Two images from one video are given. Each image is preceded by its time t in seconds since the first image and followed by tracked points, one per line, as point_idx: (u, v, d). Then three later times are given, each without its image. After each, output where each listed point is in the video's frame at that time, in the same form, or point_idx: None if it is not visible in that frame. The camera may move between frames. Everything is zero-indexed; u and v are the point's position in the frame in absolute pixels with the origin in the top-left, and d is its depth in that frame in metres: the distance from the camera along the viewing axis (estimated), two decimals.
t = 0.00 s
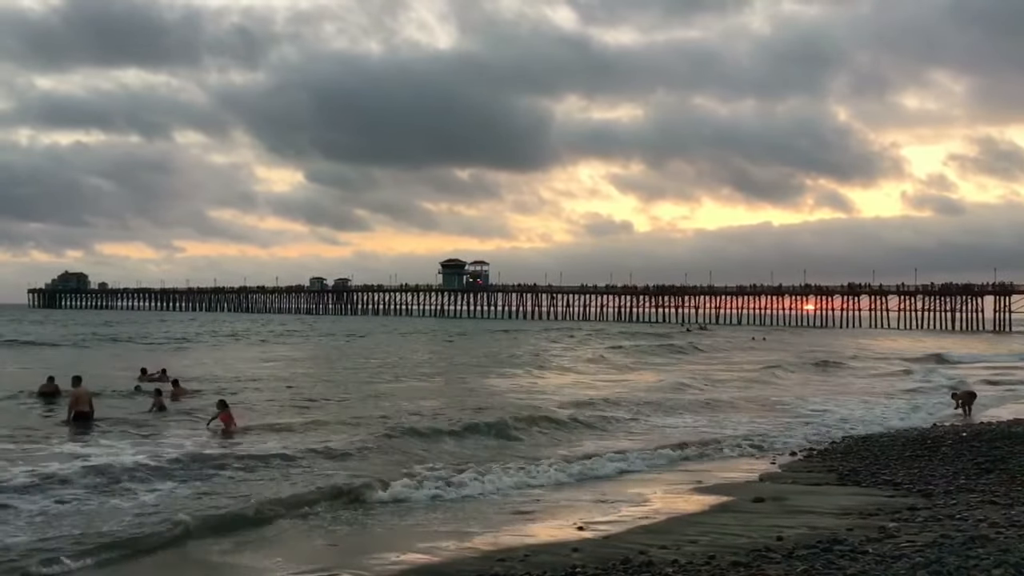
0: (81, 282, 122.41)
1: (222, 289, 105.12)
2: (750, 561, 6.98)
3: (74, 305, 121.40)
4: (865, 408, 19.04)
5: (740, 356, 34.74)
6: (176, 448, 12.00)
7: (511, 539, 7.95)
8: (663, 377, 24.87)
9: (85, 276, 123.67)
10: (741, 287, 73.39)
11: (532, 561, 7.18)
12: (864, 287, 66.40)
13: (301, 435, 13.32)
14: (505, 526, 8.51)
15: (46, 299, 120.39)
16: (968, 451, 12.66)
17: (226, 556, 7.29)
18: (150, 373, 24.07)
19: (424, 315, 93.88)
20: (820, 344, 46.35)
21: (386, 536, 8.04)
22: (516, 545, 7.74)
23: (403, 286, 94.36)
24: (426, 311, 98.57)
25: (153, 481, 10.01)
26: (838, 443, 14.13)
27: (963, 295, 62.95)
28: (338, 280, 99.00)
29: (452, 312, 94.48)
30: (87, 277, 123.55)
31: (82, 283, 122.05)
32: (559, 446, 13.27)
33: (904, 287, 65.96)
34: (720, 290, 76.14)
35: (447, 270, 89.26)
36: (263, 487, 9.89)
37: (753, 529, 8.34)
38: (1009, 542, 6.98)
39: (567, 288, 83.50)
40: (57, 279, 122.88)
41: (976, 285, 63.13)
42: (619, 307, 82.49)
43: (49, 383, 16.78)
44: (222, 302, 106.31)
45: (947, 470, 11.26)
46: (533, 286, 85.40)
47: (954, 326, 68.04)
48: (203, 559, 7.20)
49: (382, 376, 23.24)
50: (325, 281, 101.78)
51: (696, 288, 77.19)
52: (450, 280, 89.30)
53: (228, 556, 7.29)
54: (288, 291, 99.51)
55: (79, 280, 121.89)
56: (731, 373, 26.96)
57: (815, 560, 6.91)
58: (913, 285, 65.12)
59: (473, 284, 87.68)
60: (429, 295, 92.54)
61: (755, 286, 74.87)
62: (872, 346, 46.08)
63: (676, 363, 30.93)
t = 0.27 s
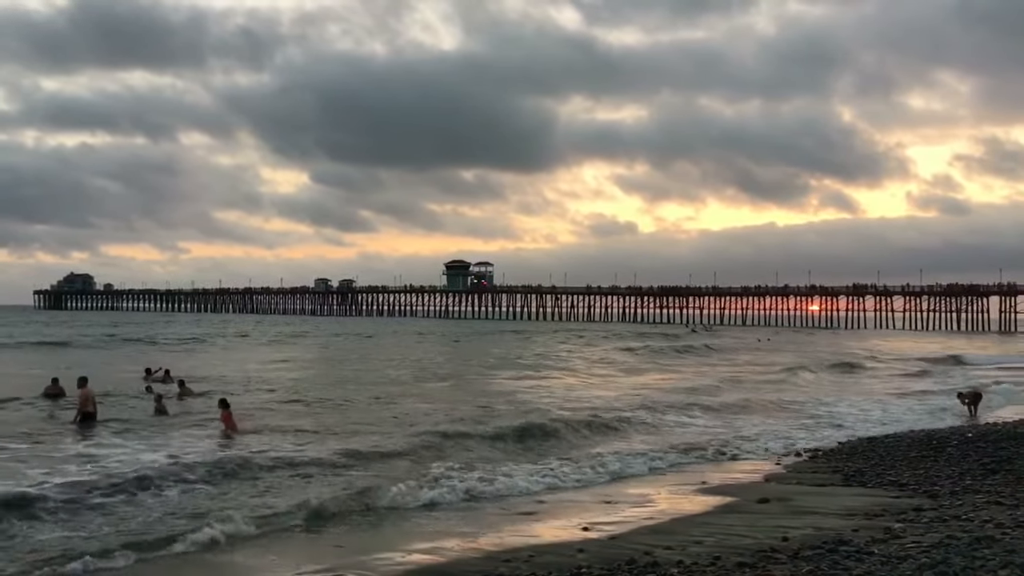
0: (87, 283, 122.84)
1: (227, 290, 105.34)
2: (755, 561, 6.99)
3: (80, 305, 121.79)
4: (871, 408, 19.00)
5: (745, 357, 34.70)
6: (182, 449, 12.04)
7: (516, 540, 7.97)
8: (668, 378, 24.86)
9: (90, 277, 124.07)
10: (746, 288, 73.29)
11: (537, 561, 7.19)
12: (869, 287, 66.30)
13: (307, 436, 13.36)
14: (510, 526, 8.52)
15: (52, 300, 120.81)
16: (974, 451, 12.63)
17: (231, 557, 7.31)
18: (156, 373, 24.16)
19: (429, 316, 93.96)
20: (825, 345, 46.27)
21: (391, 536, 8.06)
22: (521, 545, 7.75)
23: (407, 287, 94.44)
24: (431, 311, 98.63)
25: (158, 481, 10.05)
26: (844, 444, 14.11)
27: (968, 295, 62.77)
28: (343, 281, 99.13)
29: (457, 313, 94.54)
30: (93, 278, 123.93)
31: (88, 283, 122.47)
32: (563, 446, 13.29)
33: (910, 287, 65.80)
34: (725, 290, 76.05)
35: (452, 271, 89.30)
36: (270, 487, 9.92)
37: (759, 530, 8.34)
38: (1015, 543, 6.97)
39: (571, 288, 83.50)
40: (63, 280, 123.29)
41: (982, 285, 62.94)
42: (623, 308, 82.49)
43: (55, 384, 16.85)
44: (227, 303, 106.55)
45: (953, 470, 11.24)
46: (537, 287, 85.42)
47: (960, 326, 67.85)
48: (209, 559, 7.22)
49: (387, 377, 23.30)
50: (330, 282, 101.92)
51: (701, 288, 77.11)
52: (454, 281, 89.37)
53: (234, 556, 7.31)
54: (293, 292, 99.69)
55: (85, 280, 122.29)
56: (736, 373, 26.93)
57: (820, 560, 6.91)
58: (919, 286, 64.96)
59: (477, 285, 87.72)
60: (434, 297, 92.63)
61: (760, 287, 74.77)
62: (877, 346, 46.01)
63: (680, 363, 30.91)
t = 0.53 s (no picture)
0: (93, 284, 123.21)
1: (232, 291, 105.55)
2: (761, 562, 6.98)
3: (86, 307, 122.27)
4: (879, 409, 18.94)
5: (751, 358, 34.62)
6: (186, 451, 12.07)
7: (522, 540, 7.97)
8: (674, 378, 24.83)
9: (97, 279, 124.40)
10: (752, 288, 73.14)
11: (542, 562, 7.19)
12: (875, 287, 66.13)
13: (312, 437, 13.38)
14: (516, 527, 8.51)
15: (58, 302, 121.29)
16: (981, 451, 12.60)
17: (237, 557, 7.33)
18: (161, 375, 24.20)
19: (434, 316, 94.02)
20: (831, 345, 46.19)
21: (396, 536, 8.07)
22: (527, 546, 7.75)
23: (412, 288, 94.51)
24: (436, 312, 98.68)
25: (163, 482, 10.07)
26: (850, 444, 14.08)
27: (975, 295, 62.54)
28: (348, 282, 99.29)
29: (462, 314, 94.58)
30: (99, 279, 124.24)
31: (94, 284, 122.86)
32: (568, 447, 13.28)
33: (916, 287, 65.59)
34: (730, 290, 75.92)
35: (457, 272, 89.33)
36: (276, 487, 9.94)
37: (765, 530, 8.34)
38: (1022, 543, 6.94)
39: (577, 289, 83.48)
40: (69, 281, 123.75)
41: (989, 285, 62.70)
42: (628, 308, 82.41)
43: (61, 385, 16.91)
44: (233, 305, 106.75)
45: (960, 471, 11.21)
46: (542, 288, 85.40)
47: (966, 326, 67.62)
48: (213, 560, 7.23)
49: (392, 378, 23.32)
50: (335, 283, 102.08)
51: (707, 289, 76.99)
52: (459, 282, 89.39)
53: (239, 557, 7.33)
54: (298, 293, 99.83)
55: (91, 282, 122.70)
56: (742, 374, 26.88)
57: (827, 561, 6.90)
58: (925, 286, 64.76)
59: (482, 286, 87.73)
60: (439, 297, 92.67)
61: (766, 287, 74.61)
62: (884, 346, 45.90)
63: (686, 363, 30.88)
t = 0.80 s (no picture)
0: (99, 285, 123.56)
1: (237, 291, 105.74)
2: (766, 561, 6.98)
3: (92, 307, 122.65)
4: (883, 408, 18.91)
5: (756, 357, 34.57)
6: (191, 451, 12.09)
7: (526, 539, 7.98)
8: (678, 378, 24.83)
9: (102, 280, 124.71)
10: (756, 287, 73.04)
11: (547, 561, 7.19)
12: (881, 286, 65.98)
13: (317, 437, 13.42)
14: (521, 526, 8.52)
15: (64, 302, 121.69)
16: (986, 451, 12.58)
17: (243, 557, 7.35)
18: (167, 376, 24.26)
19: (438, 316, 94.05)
20: (836, 344, 46.09)
21: (401, 536, 8.08)
22: (531, 545, 7.76)
23: (417, 288, 94.57)
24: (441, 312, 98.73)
25: (167, 483, 10.08)
26: (855, 443, 14.05)
27: (980, 293, 62.36)
28: (353, 282, 99.39)
29: (467, 314, 94.62)
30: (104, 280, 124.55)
31: (100, 285, 123.19)
32: (573, 445, 13.26)
33: (921, 286, 65.42)
34: (735, 289, 75.81)
35: (461, 271, 89.37)
36: (281, 486, 9.96)
37: (770, 530, 8.33)
38: None
39: (581, 288, 83.45)
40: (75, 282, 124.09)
41: (994, 283, 62.52)
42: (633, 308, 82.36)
43: (66, 386, 16.97)
44: (238, 305, 106.94)
45: (965, 470, 11.19)
46: (547, 287, 85.38)
47: (971, 325, 67.41)
48: (219, 560, 7.25)
49: (397, 378, 23.34)
50: (340, 283, 102.18)
51: (711, 288, 76.90)
52: (463, 282, 89.40)
53: (244, 557, 7.36)
54: (303, 293, 99.96)
55: (96, 282, 123.04)
56: (746, 373, 26.85)
57: (831, 560, 6.90)
58: (930, 285, 64.59)
59: (487, 286, 87.74)
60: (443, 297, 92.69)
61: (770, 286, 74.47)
62: (889, 345, 45.81)
63: (690, 363, 30.86)
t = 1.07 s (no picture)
0: (103, 285, 123.81)
1: (241, 292, 105.87)
2: (770, 561, 6.99)
3: (96, 308, 122.95)
4: (887, 408, 18.88)
5: (759, 357, 34.53)
6: (194, 452, 12.09)
7: (531, 540, 7.99)
8: (682, 378, 24.82)
9: (107, 280, 124.98)
10: (760, 287, 72.95)
11: (551, 561, 7.20)
12: (885, 286, 65.85)
13: (320, 438, 13.44)
14: (524, 526, 8.53)
15: (68, 303, 122.02)
16: (991, 451, 12.56)
17: (247, 557, 7.37)
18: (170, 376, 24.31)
19: (442, 317, 94.09)
20: (840, 345, 46.03)
21: (405, 536, 8.09)
22: (536, 545, 7.77)
23: (420, 288, 94.63)
24: (444, 312, 98.75)
25: (171, 483, 10.08)
26: (859, 444, 14.03)
27: (984, 293, 62.21)
28: (357, 282, 99.48)
29: (470, 314, 94.64)
30: (109, 280, 124.81)
31: (104, 285, 123.47)
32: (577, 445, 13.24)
33: (925, 286, 65.28)
34: (738, 290, 75.74)
35: (465, 272, 89.40)
36: (284, 486, 9.97)
37: (774, 530, 8.33)
38: None
39: (585, 288, 83.42)
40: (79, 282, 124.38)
41: (998, 283, 62.36)
42: (637, 308, 82.30)
43: (69, 388, 17.00)
44: (242, 305, 107.09)
45: (970, 470, 11.17)
46: (551, 288, 85.35)
47: (976, 325, 67.25)
48: (223, 560, 7.27)
49: (401, 379, 23.36)
50: (343, 283, 102.28)
51: (714, 288, 76.84)
52: (467, 282, 89.39)
53: (249, 557, 7.38)
54: (307, 293, 100.06)
55: (101, 283, 123.29)
56: (750, 374, 26.83)
57: (836, 560, 6.90)
58: (934, 285, 64.46)
59: (490, 286, 87.75)
60: (447, 298, 92.70)
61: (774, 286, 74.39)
62: (894, 345, 45.74)
63: (694, 363, 30.85)
